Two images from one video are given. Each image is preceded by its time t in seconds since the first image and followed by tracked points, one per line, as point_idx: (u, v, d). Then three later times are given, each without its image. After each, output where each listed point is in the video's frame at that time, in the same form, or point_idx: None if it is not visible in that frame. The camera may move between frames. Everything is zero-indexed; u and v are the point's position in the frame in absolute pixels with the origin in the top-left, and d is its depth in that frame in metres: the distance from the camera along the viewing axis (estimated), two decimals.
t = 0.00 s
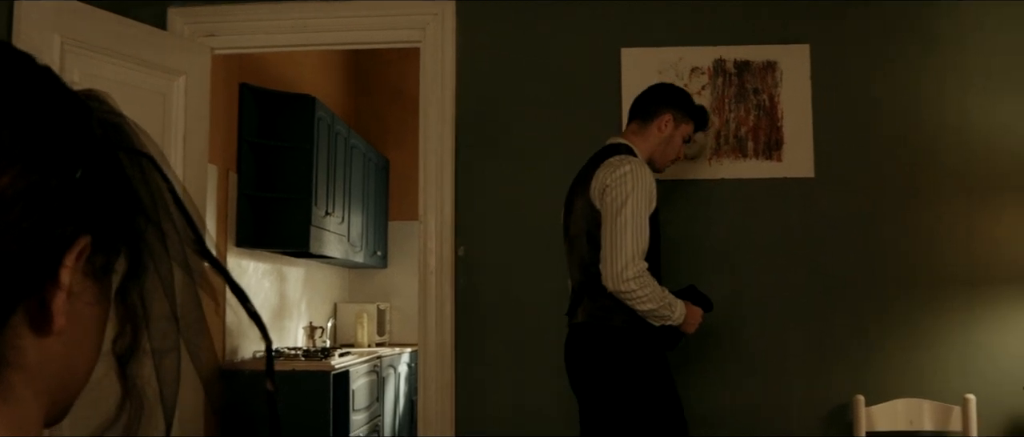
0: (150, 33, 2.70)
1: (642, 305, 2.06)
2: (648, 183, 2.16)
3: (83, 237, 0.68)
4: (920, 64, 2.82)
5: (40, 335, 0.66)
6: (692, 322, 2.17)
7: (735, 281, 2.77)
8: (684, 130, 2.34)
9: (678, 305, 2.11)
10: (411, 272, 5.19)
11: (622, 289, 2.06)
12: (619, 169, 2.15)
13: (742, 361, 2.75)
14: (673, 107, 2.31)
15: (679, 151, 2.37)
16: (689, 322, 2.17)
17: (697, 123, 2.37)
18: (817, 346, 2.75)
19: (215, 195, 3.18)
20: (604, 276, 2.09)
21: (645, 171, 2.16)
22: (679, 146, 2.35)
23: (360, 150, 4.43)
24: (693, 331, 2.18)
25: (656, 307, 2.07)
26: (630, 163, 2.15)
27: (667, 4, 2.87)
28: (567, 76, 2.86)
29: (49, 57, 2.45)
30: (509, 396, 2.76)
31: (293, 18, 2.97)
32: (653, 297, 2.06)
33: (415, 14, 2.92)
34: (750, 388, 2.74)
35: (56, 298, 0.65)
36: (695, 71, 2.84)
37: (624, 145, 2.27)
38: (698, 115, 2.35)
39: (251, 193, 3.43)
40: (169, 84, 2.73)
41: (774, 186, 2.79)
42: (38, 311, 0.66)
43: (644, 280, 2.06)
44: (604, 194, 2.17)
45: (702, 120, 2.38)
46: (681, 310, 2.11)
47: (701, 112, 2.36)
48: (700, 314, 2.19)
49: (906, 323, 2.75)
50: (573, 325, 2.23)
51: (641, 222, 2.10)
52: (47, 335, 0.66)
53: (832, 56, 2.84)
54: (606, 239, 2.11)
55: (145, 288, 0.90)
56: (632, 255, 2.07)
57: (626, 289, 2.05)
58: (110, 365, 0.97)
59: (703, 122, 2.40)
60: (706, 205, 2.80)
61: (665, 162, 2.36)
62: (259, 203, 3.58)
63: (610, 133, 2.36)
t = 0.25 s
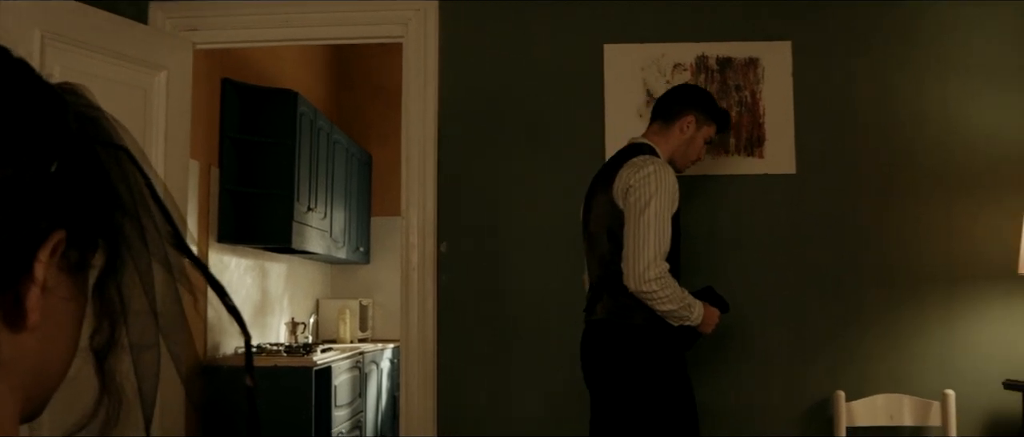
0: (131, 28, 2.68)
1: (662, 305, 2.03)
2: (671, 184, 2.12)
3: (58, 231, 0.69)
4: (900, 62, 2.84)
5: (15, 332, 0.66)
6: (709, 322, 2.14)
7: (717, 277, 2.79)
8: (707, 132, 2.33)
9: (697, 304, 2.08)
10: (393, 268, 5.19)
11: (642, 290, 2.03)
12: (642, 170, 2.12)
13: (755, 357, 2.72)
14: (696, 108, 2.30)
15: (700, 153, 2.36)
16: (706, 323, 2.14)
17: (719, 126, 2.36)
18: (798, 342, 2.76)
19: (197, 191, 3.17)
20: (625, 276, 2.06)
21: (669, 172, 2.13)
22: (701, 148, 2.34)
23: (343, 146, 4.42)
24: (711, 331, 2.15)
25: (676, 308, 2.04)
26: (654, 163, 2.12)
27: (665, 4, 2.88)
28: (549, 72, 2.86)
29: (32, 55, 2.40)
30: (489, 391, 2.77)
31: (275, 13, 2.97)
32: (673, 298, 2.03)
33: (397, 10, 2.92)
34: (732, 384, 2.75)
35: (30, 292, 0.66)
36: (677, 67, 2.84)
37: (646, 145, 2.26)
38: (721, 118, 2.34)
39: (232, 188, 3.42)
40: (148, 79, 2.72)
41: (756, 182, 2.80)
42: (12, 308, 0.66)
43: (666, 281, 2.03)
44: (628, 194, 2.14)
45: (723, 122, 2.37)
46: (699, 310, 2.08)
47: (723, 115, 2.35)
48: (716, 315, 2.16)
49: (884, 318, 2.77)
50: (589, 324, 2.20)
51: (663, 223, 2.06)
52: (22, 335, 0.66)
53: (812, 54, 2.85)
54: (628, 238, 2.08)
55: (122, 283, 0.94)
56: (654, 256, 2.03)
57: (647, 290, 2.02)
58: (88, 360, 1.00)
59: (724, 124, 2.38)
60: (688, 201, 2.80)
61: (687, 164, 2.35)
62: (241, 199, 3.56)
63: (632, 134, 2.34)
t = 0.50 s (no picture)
0: (112, 22, 2.67)
1: (695, 304, 2.05)
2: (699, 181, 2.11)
3: (32, 226, 0.78)
4: (880, 60, 2.86)
5: None
6: (733, 315, 2.18)
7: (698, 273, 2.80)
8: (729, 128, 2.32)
9: (724, 301, 2.11)
10: (375, 263, 5.18)
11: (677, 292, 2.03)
12: (671, 169, 2.09)
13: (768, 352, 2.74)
14: (720, 103, 2.28)
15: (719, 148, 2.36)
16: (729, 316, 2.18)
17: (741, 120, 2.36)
18: (778, 337, 2.78)
19: (177, 187, 3.16)
20: (658, 276, 2.05)
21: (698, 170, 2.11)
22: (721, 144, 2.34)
23: (324, 141, 4.41)
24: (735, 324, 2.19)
25: (707, 306, 2.06)
26: (685, 163, 2.10)
27: (666, 4, 2.88)
28: (531, 68, 2.86)
29: (10, 49, 2.39)
30: (470, 386, 2.78)
31: (257, 7, 2.96)
32: (706, 298, 2.05)
33: (378, 5, 2.91)
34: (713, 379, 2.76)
35: (4, 283, 0.74)
36: (659, 63, 2.84)
37: (671, 141, 2.23)
38: (744, 114, 2.33)
39: (213, 183, 3.41)
40: (129, 72, 2.71)
41: (736, 178, 2.82)
42: None
43: (700, 283, 2.04)
44: (656, 193, 2.11)
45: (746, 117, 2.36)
46: (727, 306, 2.11)
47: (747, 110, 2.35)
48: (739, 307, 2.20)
49: (862, 314, 2.79)
50: (616, 318, 2.19)
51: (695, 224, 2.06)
52: (1, 325, 0.75)
53: (793, 51, 2.86)
54: (660, 239, 2.06)
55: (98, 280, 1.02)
56: (690, 259, 2.03)
57: (683, 292, 2.03)
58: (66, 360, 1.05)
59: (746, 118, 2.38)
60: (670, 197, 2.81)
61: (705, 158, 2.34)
62: (222, 194, 3.55)
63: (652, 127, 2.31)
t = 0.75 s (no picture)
0: (91, 16, 2.65)
1: (703, 301, 2.00)
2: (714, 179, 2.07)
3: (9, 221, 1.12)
4: (860, 57, 2.87)
5: None
6: (742, 311, 2.13)
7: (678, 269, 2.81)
8: (744, 126, 2.27)
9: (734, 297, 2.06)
10: (357, 259, 5.17)
11: (685, 287, 1.99)
12: (683, 166, 2.05)
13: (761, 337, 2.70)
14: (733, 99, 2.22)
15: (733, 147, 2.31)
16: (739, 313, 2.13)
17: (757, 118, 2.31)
18: (758, 333, 2.79)
19: (158, 182, 3.14)
20: (668, 273, 2.02)
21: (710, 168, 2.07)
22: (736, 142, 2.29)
23: (306, 136, 4.39)
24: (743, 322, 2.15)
25: (715, 303, 2.02)
26: (697, 160, 2.06)
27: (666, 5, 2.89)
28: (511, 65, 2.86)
29: None
30: (451, 382, 2.78)
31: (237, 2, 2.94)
32: (716, 295, 2.00)
33: None
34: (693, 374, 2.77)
35: None
36: (640, 60, 2.85)
37: (682, 136, 2.20)
38: (760, 111, 2.28)
39: (195, 180, 3.39)
40: (108, 67, 2.69)
41: (716, 174, 2.82)
42: None
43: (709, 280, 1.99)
44: (667, 190, 2.07)
45: (762, 114, 2.31)
46: (736, 302, 2.07)
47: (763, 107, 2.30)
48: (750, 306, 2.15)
49: (841, 309, 2.80)
50: (627, 311, 2.17)
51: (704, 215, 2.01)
52: None
53: (774, 47, 2.87)
54: (670, 235, 2.02)
55: (75, 273, 1.22)
56: (699, 254, 1.99)
57: (690, 288, 1.99)
58: (45, 355, 1.21)
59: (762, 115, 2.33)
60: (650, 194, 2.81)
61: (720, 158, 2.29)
62: (202, 189, 3.54)
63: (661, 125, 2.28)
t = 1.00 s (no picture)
0: (71, 11, 2.62)
1: (674, 294, 1.99)
2: (694, 177, 2.06)
3: None
4: (840, 54, 2.89)
5: None
6: (733, 312, 2.08)
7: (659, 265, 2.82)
8: (749, 126, 2.24)
9: (716, 294, 2.03)
10: (338, 255, 5.15)
11: (657, 280, 1.99)
12: (660, 163, 2.08)
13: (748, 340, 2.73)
14: (733, 101, 2.21)
15: (740, 148, 2.28)
16: (730, 313, 2.08)
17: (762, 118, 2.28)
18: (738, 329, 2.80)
19: (137, 178, 3.13)
20: (640, 266, 2.03)
21: (692, 164, 2.07)
22: (742, 144, 2.26)
23: (287, 132, 4.38)
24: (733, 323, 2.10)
25: (690, 296, 1.99)
26: (677, 155, 2.07)
27: None
28: (493, 61, 2.86)
29: None
30: (432, 378, 2.78)
31: None
32: (689, 288, 1.98)
33: None
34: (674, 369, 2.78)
35: None
36: (621, 56, 2.85)
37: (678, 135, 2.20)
38: (764, 111, 2.25)
39: (174, 174, 3.38)
40: (86, 62, 2.67)
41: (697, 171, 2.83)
42: None
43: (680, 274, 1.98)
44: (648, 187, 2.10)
45: (767, 115, 2.28)
46: (718, 299, 2.03)
47: (768, 107, 2.27)
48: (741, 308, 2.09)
49: (820, 305, 2.82)
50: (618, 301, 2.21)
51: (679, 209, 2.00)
52: None
53: (754, 45, 2.88)
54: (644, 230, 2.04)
55: (54, 271, 1.47)
56: (670, 247, 1.98)
57: (661, 280, 1.98)
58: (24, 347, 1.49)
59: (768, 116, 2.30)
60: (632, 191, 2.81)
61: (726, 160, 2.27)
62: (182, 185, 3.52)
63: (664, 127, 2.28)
